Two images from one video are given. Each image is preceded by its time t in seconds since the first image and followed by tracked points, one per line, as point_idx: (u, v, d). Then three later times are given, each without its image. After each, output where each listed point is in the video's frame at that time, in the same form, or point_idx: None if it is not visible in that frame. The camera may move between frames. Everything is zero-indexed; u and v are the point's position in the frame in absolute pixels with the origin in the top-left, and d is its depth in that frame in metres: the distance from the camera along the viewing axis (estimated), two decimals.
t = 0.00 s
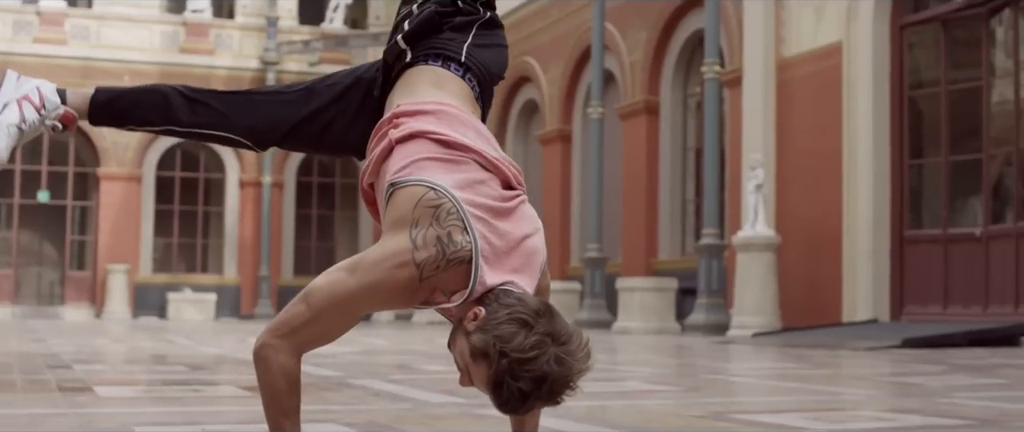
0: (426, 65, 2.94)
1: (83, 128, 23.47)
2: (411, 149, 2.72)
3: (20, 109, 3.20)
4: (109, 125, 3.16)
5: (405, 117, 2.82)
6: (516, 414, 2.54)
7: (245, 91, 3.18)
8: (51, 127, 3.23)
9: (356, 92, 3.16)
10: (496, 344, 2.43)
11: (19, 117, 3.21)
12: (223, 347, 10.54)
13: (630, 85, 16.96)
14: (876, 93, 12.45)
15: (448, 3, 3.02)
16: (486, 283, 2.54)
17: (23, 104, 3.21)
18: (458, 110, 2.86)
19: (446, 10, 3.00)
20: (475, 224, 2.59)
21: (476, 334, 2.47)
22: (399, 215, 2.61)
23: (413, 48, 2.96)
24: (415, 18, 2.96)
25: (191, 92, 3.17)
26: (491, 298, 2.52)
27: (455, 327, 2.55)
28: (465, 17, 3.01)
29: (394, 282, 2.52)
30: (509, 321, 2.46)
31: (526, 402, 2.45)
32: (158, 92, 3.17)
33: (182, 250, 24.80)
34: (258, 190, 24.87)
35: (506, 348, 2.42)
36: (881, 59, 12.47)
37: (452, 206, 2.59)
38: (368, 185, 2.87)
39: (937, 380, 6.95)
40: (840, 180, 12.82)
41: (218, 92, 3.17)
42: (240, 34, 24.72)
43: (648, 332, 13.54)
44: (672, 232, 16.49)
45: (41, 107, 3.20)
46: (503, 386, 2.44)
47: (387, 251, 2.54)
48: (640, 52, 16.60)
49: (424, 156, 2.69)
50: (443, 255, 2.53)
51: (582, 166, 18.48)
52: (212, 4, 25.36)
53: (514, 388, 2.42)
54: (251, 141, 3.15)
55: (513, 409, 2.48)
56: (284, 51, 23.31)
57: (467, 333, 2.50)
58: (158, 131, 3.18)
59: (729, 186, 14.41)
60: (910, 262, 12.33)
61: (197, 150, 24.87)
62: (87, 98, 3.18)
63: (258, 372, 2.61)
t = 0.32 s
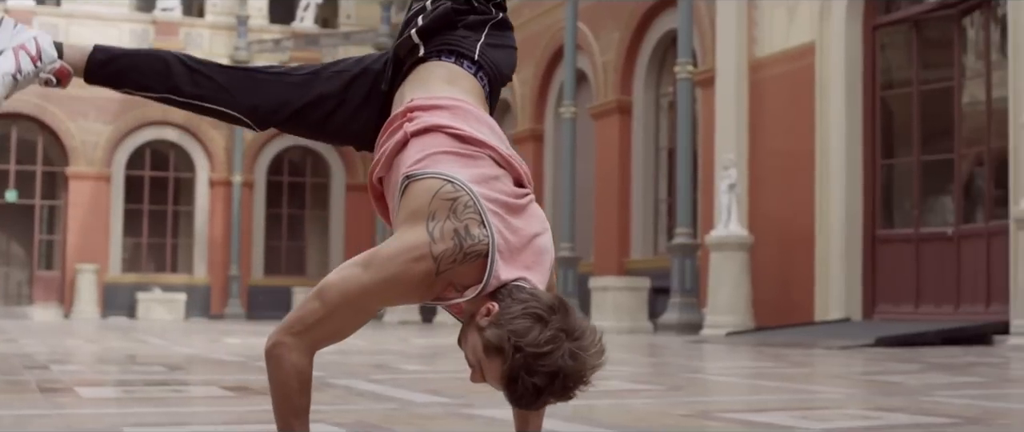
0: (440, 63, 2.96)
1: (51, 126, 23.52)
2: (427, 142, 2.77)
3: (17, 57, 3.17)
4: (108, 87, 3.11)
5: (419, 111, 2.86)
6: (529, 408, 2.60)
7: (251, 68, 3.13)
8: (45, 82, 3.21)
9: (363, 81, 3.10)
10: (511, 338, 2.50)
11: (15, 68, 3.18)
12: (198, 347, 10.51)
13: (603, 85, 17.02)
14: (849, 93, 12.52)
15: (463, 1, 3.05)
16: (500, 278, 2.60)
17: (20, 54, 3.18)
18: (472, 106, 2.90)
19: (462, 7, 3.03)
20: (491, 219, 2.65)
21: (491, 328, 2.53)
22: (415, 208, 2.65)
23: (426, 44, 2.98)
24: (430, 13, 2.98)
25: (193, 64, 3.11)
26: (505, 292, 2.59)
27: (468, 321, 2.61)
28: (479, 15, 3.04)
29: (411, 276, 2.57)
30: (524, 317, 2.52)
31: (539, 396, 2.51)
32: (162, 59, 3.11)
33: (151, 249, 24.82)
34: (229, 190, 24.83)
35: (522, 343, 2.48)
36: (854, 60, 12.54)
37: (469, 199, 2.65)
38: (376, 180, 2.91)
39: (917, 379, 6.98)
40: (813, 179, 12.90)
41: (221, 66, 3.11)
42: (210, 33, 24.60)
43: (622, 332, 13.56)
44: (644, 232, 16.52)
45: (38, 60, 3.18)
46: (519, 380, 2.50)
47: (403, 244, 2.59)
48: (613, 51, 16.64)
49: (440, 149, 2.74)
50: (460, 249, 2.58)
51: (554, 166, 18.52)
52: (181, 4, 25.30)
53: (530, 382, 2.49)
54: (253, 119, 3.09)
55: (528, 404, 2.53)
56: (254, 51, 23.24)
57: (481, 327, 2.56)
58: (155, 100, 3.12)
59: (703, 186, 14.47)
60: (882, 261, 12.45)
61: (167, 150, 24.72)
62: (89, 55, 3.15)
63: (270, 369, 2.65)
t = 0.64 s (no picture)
0: (448, 60, 3.01)
1: (18, 125, 23.37)
2: (439, 137, 2.84)
3: (19, 16, 3.00)
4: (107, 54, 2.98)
5: (429, 106, 2.91)
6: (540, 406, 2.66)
7: (253, 50, 3.06)
8: (45, 43, 3.03)
9: (369, 72, 3.08)
10: (524, 335, 2.57)
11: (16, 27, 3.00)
12: (171, 347, 10.47)
13: (574, 84, 17.08)
14: (820, 94, 12.60)
15: None
16: (512, 275, 2.69)
17: (24, 12, 3.00)
18: (480, 104, 2.96)
19: (470, 7, 3.07)
20: (503, 213, 2.74)
21: (503, 325, 2.60)
22: (428, 202, 2.73)
23: (435, 41, 3.02)
24: (440, 10, 3.02)
25: (197, 38, 3.02)
26: (516, 289, 2.67)
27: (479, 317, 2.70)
28: (487, 14, 3.09)
29: (424, 271, 2.65)
30: (536, 313, 2.59)
31: (551, 394, 2.58)
32: (165, 30, 3.01)
33: (119, 250, 24.80)
34: (198, 189, 24.77)
35: (535, 339, 2.55)
36: (825, 61, 12.60)
37: (482, 194, 2.73)
38: (382, 176, 2.97)
39: (896, 377, 7.01)
40: (784, 180, 12.96)
41: (225, 42, 3.03)
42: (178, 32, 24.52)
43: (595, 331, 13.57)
44: (616, 232, 16.55)
45: (41, 20, 3.00)
46: (531, 378, 2.57)
47: (418, 240, 2.67)
48: (584, 51, 16.72)
49: (452, 145, 2.82)
50: (475, 243, 2.67)
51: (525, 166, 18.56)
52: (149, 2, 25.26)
53: (542, 380, 2.55)
54: (255, 100, 3.02)
55: (540, 401, 2.60)
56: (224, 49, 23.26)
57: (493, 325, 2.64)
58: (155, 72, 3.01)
59: (675, 187, 14.55)
60: (853, 260, 12.53)
61: (136, 149, 24.73)
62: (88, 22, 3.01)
63: (280, 367, 2.72)
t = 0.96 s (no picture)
0: (459, 57, 3.07)
1: None
2: (452, 133, 2.91)
3: None
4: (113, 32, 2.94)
5: (441, 103, 2.98)
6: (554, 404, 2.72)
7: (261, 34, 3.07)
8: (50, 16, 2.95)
9: (377, 65, 3.11)
10: (538, 334, 2.63)
11: None
12: (149, 347, 10.45)
13: (550, 84, 17.11)
14: (797, 94, 12.71)
15: None
16: (525, 273, 2.77)
17: None
18: (491, 102, 3.02)
19: (481, 4, 3.12)
20: (516, 211, 2.82)
21: (517, 323, 2.67)
22: (441, 198, 2.80)
23: (446, 39, 3.07)
24: (451, 7, 3.06)
25: (206, 19, 3.00)
26: (527, 286, 2.75)
27: (491, 315, 2.77)
28: (498, 13, 3.13)
29: (439, 268, 2.72)
30: (550, 312, 2.65)
31: (566, 392, 2.64)
32: (174, 10, 2.97)
33: (93, 250, 24.79)
34: (172, 189, 24.74)
35: (550, 338, 2.61)
36: (802, 61, 12.70)
37: (496, 190, 2.81)
38: (391, 173, 3.04)
39: (880, 377, 7.04)
40: (762, 180, 13.05)
41: (234, 26, 3.03)
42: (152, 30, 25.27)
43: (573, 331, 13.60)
44: (592, 232, 16.59)
45: None
46: (546, 376, 2.63)
47: (433, 237, 2.74)
48: (560, 52, 16.78)
49: (465, 141, 2.89)
50: (489, 240, 2.73)
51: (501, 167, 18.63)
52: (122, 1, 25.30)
53: (556, 378, 2.61)
54: (261, 85, 3.03)
55: (553, 399, 2.66)
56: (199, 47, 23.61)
57: (506, 323, 2.70)
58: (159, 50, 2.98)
59: (651, 187, 14.64)
60: (830, 260, 12.64)
61: (109, 149, 24.83)
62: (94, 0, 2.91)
63: (291, 366, 2.77)
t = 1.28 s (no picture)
0: (463, 54, 3.13)
1: None
2: (458, 132, 2.99)
3: None
4: (118, 15, 2.94)
5: (447, 102, 3.04)
6: (565, 401, 2.77)
7: (267, 24, 3.12)
8: None
9: (382, 60, 3.17)
10: (548, 330, 2.68)
11: None
12: (124, 347, 10.46)
13: (526, 84, 17.14)
14: (773, 93, 12.88)
15: None
16: (534, 270, 2.83)
17: None
18: (496, 100, 3.09)
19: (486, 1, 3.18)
20: (523, 209, 2.89)
21: (526, 321, 2.71)
22: (449, 197, 2.87)
23: (451, 35, 3.13)
24: (456, 6, 3.13)
25: (213, 8, 3.05)
26: (534, 285, 2.81)
27: (498, 313, 2.82)
28: (503, 9, 3.19)
29: (447, 267, 2.78)
30: (559, 309, 2.71)
31: (577, 388, 2.70)
32: None
33: (64, 250, 24.78)
34: (145, 189, 24.73)
35: (561, 335, 2.66)
36: (778, 61, 12.87)
37: (503, 189, 2.88)
38: (397, 171, 3.10)
39: (862, 376, 7.07)
40: (738, 180, 13.23)
41: (239, 15, 3.07)
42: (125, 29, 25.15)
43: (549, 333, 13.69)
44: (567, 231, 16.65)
45: None
46: (557, 373, 2.68)
47: (441, 235, 2.79)
48: (536, 51, 16.85)
49: (472, 140, 2.97)
50: (497, 238, 2.80)
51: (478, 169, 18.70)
52: None
53: (569, 374, 2.67)
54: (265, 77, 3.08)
55: (566, 396, 2.72)
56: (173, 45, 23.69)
57: (513, 321, 2.76)
58: (164, 36, 3.02)
59: (626, 187, 14.76)
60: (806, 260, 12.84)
61: (81, 148, 24.78)
62: None
63: (299, 367, 2.80)
